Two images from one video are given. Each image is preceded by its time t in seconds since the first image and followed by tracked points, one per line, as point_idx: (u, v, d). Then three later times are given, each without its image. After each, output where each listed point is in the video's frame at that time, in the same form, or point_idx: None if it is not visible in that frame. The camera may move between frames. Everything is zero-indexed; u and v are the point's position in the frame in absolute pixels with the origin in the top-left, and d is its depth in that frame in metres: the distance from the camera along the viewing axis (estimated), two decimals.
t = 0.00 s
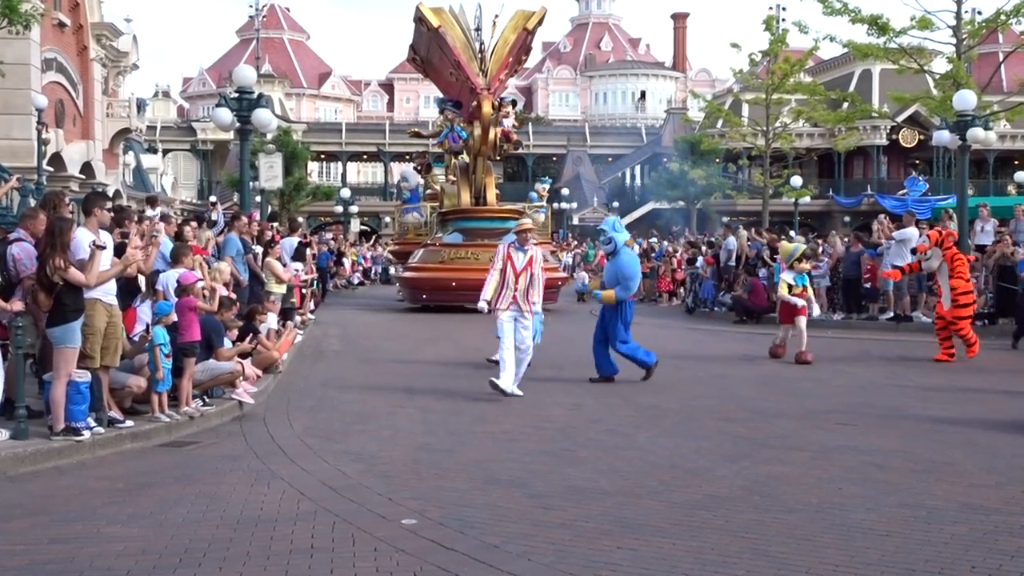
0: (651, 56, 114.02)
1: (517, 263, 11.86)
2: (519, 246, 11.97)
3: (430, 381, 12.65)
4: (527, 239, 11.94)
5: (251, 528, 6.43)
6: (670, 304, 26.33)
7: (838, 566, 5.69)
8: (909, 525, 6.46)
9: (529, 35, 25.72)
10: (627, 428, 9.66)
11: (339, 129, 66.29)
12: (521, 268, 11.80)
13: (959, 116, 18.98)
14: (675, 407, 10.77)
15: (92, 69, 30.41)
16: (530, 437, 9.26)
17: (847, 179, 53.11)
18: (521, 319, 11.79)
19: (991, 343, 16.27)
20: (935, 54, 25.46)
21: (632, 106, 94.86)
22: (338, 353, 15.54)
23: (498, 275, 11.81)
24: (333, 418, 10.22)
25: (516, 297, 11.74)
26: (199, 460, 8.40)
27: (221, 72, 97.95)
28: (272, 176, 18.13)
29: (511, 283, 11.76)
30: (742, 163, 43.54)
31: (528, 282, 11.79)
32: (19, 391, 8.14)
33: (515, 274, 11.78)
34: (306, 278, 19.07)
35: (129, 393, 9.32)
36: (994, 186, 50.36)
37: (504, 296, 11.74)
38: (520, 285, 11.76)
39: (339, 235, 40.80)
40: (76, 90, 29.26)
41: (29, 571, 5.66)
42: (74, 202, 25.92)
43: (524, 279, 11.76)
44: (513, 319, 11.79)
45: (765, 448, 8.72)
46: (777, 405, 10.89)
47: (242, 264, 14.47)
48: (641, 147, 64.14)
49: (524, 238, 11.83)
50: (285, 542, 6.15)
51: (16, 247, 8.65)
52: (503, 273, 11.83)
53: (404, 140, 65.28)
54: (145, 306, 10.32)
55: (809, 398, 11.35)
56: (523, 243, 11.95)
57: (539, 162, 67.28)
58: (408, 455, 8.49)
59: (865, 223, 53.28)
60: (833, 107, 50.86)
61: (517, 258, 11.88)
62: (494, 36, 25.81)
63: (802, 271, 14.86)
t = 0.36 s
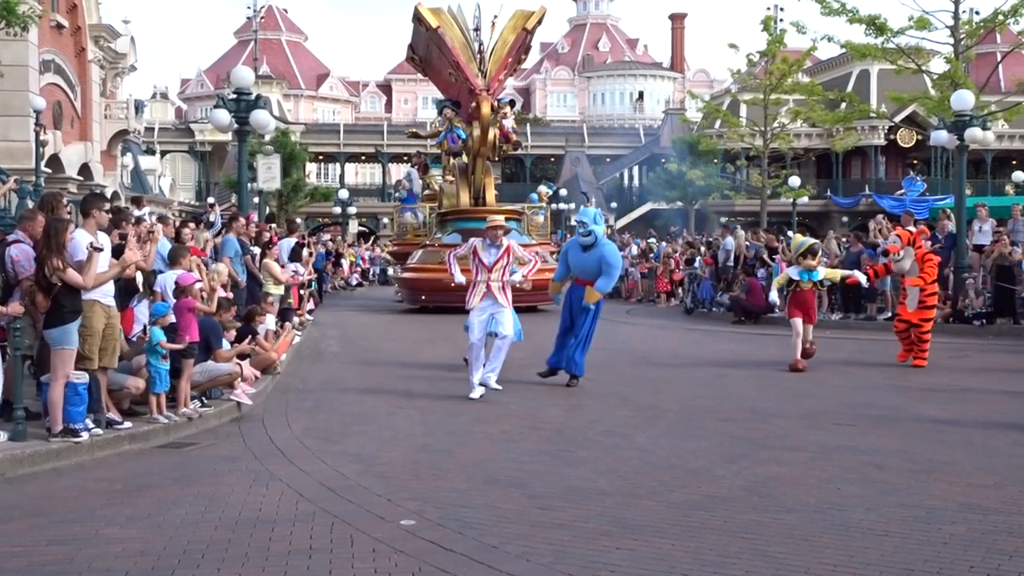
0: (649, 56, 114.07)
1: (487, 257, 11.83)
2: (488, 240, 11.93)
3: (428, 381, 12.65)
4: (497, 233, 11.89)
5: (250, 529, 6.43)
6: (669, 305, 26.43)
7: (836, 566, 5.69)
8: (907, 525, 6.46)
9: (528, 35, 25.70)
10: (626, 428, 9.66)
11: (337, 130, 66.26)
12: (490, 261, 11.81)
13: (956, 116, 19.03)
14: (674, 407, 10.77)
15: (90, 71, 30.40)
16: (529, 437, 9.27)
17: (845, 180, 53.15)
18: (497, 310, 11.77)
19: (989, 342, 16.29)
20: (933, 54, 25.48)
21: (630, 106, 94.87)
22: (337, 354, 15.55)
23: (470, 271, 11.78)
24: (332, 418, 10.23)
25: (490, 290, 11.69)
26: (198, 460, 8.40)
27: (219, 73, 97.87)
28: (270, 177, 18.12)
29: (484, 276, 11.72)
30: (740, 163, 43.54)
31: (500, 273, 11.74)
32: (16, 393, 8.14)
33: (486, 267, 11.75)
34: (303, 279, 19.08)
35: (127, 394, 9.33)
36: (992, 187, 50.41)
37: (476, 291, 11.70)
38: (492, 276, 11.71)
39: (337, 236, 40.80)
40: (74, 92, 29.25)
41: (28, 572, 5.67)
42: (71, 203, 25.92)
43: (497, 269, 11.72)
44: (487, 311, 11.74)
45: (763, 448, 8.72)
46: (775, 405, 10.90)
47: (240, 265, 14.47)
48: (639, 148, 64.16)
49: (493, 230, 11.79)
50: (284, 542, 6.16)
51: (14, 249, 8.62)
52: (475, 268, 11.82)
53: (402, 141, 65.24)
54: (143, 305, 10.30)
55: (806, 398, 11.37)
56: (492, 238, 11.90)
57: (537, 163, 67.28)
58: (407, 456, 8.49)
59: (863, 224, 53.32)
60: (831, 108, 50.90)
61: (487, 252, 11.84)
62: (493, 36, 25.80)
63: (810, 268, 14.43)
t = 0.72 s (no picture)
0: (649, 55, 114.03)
1: (472, 257, 11.62)
2: (474, 240, 11.72)
3: (428, 381, 12.64)
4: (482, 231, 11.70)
5: (250, 530, 6.42)
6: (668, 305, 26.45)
7: (836, 566, 5.68)
8: (907, 525, 6.45)
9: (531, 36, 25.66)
10: (626, 428, 9.65)
11: (337, 131, 66.24)
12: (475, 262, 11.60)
13: (956, 115, 19.03)
14: (674, 407, 10.77)
15: (89, 72, 30.39)
16: (529, 437, 9.27)
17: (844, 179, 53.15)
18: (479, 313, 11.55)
19: (989, 341, 16.29)
20: (932, 54, 25.47)
21: (629, 106, 94.89)
22: (336, 355, 15.52)
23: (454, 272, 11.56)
24: (332, 419, 10.22)
25: (472, 292, 11.48)
26: (198, 461, 8.40)
27: (218, 73, 97.83)
28: (270, 178, 18.10)
29: (466, 278, 11.52)
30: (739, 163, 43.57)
31: (483, 276, 11.53)
32: (16, 394, 8.14)
33: (470, 269, 11.54)
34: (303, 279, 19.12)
35: (127, 395, 9.33)
36: (991, 186, 50.41)
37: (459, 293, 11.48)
38: (476, 279, 11.50)
39: (337, 236, 40.79)
40: (73, 93, 29.24)
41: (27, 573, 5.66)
42: (70, 203, 25.89)
43: (480, 272, 11.51)
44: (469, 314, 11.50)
45: (763, 448, 8.71)
46: (775, 405, 10.90)
47: (240, 266, 14.48)
48: (639, 147, 64.13)
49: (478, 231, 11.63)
50: (284, 543, 6.15)
51: (13, 250, 8.65)
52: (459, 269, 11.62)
53: (402, 141, 65.23)
54: (143, 306, 10.29)
55: (807, 397, 11.36)
56: (477, 238, 11.69)
57: (537, 163, 67.27)
58: (407, 456, 8.49)
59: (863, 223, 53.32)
60: (830, 107, 50.89)
61: (472, 252, 11.63)
62: (496, 36, 25.71)
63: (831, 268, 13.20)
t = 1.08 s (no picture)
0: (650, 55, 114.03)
1: (465, 267, 11.34)
2: (463, 249, 11.39)
3: (428, 381, 12.64)
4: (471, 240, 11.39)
5: (251, 529, 6.42)
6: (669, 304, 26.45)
7: (837, 565, 5.68)
8: (908, 524, 6.44)
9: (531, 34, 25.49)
10: (626, 428, 9.64)
11: (338, 130, 66.24)
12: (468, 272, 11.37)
13: (957, 114, 19.01)
14: (674, 407, 10.77)
15: (90, 71, 30.40)
16: (530, 437, 9.27)
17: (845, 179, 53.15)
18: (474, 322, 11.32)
19: (991, 341, 16.27)
20: (933, 53, 25.45)
21: (630, 105, 94.92)
22: (337, 354, 15.52)
23: (449, 284, 11.28)
24: (333, 418, 10.21)
25: (472, 301, 11.23)
26: (199, 461, 8.40)
27: (219, 73, 97.84)
28: (271, 177, 18.07)
29: (464, 290, 11.26)
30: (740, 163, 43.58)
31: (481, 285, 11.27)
32: (17, 393, 8.14)
33: (465, 278, 11.27)
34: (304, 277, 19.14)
35: (128, 394, 9.33)
36: (993, 186, 50.42)
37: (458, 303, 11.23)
38: (473, 288, 11.24)
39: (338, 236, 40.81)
40: (75, 92, 29.27)
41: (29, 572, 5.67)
42: (71, 203, 25.91)
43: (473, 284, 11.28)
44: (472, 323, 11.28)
45: (764, 448, 8.70)
46: (775, 404, 10.89)
47: (240, 266, 14.49)
48: (640, 147, 64.13)
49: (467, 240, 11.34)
50: (285, 543, 6.15)
51: (14, 249, 8.63)
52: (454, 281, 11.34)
53: (403, 141, 65.25)
54: (143, 305, 10.30)
55: (807, 397, 11.35)
56: (467, 247, 11.38)
57: (538, 162, 67.26)
58: (407, 456, 8.49)
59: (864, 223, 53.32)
60: (832, 106, 50.93)
61: (464, 262, 11.34)
62: (496, 35, 25.59)
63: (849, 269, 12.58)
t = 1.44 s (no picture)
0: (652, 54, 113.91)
1: (464, 269, 10.86)
2: (463, 249, 10.92)
3: (429, 380, 12.64)
4: (473, 240, 10.90)
5: (252, 528, 6.42)
6: (671, 304, 26.47)
7: (838, 565, 5.67)
8: (910, 524, 6.43)
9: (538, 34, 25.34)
10: (627, 428, 9.63)
11: (340, 129, 66.24)
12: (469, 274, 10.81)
13: (959, 114, 18.96)
14: (675, 406, 10.76)
15: (92, 70, 30.41)
16: (530, 436, 9.26)
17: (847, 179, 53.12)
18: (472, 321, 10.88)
19: (993, 341, 16.26)
20: (935, 53, 25.42)
21: (632, 104, 94.91)
22: (338, 353, 15.54)
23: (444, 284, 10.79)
24: (334, 418, 10.20)
25: (467, 305, 10.76)
26: (199, 460, 8.39)
27: (221, 72, 97.85)
28: (273, 177, 18.01)
29: (460, 292, 10.76)
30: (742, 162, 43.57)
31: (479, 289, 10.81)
32: (19, 392, 8.13)
33: (463, 280, 10.77)
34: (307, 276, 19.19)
35: (130, 393, 9.32)
36: (994, 185, 50.41)
37: (453, 306, 10.74)
38: (470, 292, 10.76)
39: (340, 235, 40.85)
40: (77, 91, 29.27)
41: (30, 571, 5.66)
42: (73, 202, 25.93)
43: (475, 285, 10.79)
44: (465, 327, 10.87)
45: (765, 448, 8.69)
46: (777, 404, 10.89)
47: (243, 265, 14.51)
48: (641, 146, 64.12)
49: (469, 241, 10.87)
50: (286, 541, 6.15)
51: (15, 248, 8.55)
52: (450, 282, 10.83)
53: (404, 140, 65.29)
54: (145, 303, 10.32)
55: (809, 397, 11.34)
56: (468, 247, 10.89)
57: (540, 161, 67.25)
58: (408, 455, 8.48)
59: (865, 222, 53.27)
60: (834, 106, 50.91)
61: (464, 263, 10.86)
62: (503, 34, 25.49)
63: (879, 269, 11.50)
